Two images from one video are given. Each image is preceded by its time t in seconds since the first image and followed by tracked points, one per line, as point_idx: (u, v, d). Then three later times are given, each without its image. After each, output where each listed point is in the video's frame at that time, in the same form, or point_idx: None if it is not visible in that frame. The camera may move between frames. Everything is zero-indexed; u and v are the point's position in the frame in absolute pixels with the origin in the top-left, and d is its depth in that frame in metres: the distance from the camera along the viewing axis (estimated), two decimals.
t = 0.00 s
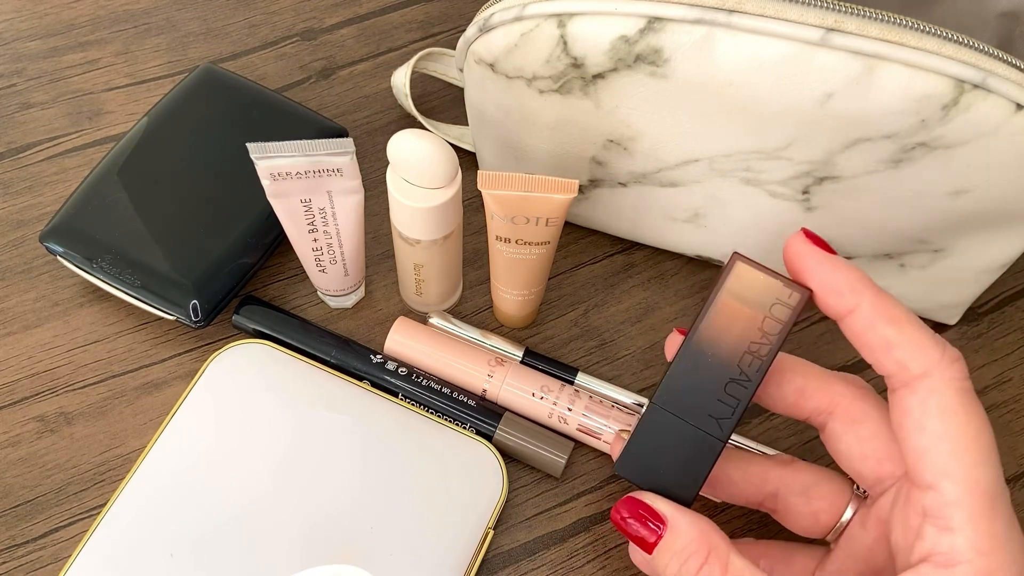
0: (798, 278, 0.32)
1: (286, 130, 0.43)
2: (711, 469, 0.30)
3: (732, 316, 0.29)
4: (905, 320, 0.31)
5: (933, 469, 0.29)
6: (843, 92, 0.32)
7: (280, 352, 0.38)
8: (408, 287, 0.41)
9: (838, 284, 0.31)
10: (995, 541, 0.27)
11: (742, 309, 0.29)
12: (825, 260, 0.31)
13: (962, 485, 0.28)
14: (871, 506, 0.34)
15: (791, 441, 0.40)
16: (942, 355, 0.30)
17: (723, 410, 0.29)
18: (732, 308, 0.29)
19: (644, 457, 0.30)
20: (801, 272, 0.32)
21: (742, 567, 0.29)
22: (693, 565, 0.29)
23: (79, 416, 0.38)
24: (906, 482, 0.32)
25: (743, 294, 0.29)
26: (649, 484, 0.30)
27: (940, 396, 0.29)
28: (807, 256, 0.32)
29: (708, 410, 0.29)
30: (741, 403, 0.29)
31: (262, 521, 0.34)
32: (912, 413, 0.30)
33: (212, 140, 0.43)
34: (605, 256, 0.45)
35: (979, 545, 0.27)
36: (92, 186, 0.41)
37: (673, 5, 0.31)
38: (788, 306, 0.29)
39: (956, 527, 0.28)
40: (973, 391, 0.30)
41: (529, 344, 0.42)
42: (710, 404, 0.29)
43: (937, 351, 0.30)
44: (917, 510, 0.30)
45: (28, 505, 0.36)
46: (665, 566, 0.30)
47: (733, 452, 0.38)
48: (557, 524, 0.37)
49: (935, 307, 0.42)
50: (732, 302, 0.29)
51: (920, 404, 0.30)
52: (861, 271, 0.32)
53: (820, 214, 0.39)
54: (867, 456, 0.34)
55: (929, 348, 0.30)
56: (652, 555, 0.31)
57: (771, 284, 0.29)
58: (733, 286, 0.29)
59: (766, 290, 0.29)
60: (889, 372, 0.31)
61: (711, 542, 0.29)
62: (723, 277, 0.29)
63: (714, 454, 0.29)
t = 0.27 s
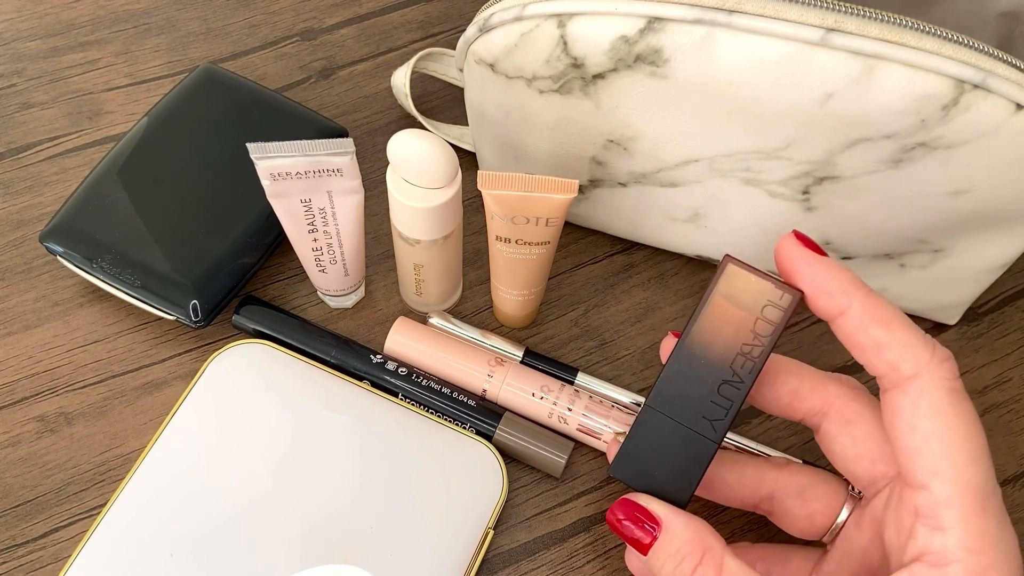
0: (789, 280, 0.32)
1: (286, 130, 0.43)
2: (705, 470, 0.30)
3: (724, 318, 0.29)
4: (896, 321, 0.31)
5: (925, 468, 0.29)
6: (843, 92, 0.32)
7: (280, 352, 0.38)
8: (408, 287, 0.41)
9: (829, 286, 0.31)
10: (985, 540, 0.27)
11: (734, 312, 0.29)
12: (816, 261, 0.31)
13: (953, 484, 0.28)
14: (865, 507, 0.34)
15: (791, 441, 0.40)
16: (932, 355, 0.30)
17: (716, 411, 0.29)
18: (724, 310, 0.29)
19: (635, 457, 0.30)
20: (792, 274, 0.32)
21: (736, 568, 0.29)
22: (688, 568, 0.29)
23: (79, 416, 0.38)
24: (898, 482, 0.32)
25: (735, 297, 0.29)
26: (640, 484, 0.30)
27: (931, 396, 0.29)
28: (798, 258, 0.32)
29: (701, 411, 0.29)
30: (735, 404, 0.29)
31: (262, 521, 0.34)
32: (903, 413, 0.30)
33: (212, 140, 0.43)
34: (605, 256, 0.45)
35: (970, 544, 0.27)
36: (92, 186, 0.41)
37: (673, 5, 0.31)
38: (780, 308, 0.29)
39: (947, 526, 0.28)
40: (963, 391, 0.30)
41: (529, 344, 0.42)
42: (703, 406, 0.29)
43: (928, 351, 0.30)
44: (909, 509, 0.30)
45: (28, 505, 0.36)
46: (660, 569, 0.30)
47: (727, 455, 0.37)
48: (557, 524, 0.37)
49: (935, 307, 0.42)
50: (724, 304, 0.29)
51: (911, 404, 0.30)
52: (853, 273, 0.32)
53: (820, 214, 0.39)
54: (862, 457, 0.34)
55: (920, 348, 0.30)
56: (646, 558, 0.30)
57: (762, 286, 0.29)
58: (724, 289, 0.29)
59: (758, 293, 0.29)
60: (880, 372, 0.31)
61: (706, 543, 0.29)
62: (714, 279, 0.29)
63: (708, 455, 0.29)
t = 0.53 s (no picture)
0: (815, 277, 0.32)
1: (286, 130, 0.43)
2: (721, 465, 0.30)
3: (746, 316, 0.28)
4: (923, 323, 0.31)
5: (948, 475, 0.29)
6: (843, 92, 0.32)
7: (281, 352, 0.38)
8: (408, 287, 0.41)
9: (857, 285, 0.31)
10: (1008, 550, 0.27)
11: (757, 308, 0.28)
12: (844, 260, 0.31)
13: (977, 492, 0.28)
14: (879, 508, 0.34)
15: (792, 441, 0.40)
16: (962, 360, 0.30)
17: (734, 409, 0.29)
18: (747, 307, 0.28)
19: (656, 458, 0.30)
20: (818, 271, 0.31)
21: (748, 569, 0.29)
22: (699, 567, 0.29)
23: (79, 416, 0.38)
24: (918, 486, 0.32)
25: (758, 292, 0.28)
26: (661, 483, 0.30)
27: (960, 403, 0.29)
28: (825, 256, 0.31)
29: (718, 410, 0.29)
30: (753, 402, 0.29)
31: (262, 521, 0.34)
32: (929, 418, 0.30)
33: (212, 140, 0.43)
34: (605, 256, 0.45)
35: (992, 553, 0.27)
36: (92, 186, 0.41)
37: (673, 5, 0.31)
38: (805, 306, 0.28)
39: (968, 534, 0.28)
40: (992, 399, 0.29)
41: (529, 344, 0.42)
42: (722, 403, 0.29)
43: (958, 356, 0.30)
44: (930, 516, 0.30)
45: (28, 505, 0.36)
46: (670, 567, 0.30)
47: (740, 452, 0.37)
48: (557, 524, 0.37)
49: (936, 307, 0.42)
50: (747, 300, 0.28)
51: (938, 410, 0.29)
52: (880, 271, 0.31)
53: (820, 214, 0.38)
54: (878, 457, 0.34)
55: (950, 353, 0.30)
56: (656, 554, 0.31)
57: (788, 282, 0.28)
58: (748, 285, 0.28)
59: (782, 289, 0.28)
60: (906, 375, 0.31)
61: (717, 543, 0.29)
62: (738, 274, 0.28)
63: (724, 452, 0.29)
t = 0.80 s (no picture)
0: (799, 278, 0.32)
1: (286, 130, 0.43)
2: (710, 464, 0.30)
3: (734, 316, 0.28)
4: (907, 319, 0.31)
5: (931, 468, 0.29)
6: (844, 92, 0.32)
7: (280, 352, 0.38)
8: (408, 287, 0.41)
9: (841, 285, 0.31)
10: (990, 542, 0.27)
11: (743, 310, 0.28)
12: (828, 260, 0.31)
13: (960, 485, 0.28)
14: (867, 506, 0.34)
15: (792, 441, 0.40)
16: (945, 353, 0.30)
17: (723, 408, 0.29)
18: (735, 307, 0.28)
19: (648, 457, 0.30)
20: (803, 273, 0.32)
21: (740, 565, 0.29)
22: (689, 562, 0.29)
23: (79, 416, 0.38)
24: (903, 480, 0.32)
25: (744, 294, 0.28)
26: (654, 482, 0.30)
27: (940, 395, 0.29)
28: (807, 257, 0.31)
29: (707, 409, 0.29)
30: (742, 400, 0.29)
31: (262, 520, 0.34)
32: (913, 411, 0.30)
33: (212, 140, 0.43)
34: (605, 256, 0.45)
35: (975, 545, 0.27)
36: (92, 186, 0.41)
37: (673, 5, 0.31)
38: (790, 307, 0.28)
39: (952, 526, 0.28)
40: (974, 389, 0.30)
41: (529, 344, 0.42)
42: (710, 402, 0.29)
43: (939, 349, 0.30)
44: (914, 509, 0.30)
45: (28, 505, 0.36)
46: (662, 562, 0.30)
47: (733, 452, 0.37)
48: (557, 524, 0.37)
49: (935, 307, 0.42)
50: (735, 300, 0.28)
51: (921, 403, 0.29)
52: (863, 269, 0.31)
53: (820, 214, 0.39)
54: (866, 454, 0.34)
55: (931, 346, 0.30)
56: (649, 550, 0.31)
57: (772, 283, 0.28)
58: (733, 286, 0.28)
59: (768, 290, 0.28)
60: (891, 370, 0.31)
61: (707, 540, 0.29)
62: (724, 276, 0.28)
63: (713, 451, 0.29)
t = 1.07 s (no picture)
0: (818, 276, 0.32)
1: (286, 130, 0.43)
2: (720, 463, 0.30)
3: (749, 312, 0.28)
4: (926, 320, 0.31)
5: (946, 471, 0.29)
6: (843, 92, 0.32)
7: (280, 352, 0.38)
8: (408, 287, 0.41)
9: (859, 284, 0.31)
10: (1004, 547, 0.27)
11: (759, 306, 0.28)
12: (847, 259, 0.31)
13: (975, 489, 0.28)
14: (874, 508, 0.34)
15: (792, 441, 0.40)
16: (963, 355, 0.30)
17: (735, 405, 0.29)
18: (751, 303, 0.28)
19: (662, 456, 0.30)
20: (821, 271, 0.32)
21: (747, 568, 0.29)
22: (696, 565, 0.29)
23: (79, 416, 0.38)
24: (915, 482, 0.32)
25: (760, 290, 0.28)
26: (665, 481, 0.30)
27: (958, 399, 0.29)
28: (827, 255, 0.31)
29: (719, 405, 0.29)
30: (754, 398, 0.29)
31: (262, 520, 0.34)
32: (930, 413, 0.30)
33: (212, 139, 0.43)
34: (605, 256, 0.45)
35: (988, 550, 0.27)
36: (92, 186, 0.41)
37: (673, 5, 0.31)
38: (808, 304, 0.28)
39: (965, 530, 0.28)
40: (993, 394, 0.30)
41: (529, 344, 0.42)
42: (723, 399, 0.29)
43: (958, 352, 0.30)
44: (926, 511, 0.30)
45: (28, 505, 0.36)
46: (667, 564, 0.30)
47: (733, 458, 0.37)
48: (557, 524, 0.37)
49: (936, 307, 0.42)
50: (751, 297, 0.28)
51: (938, 405, 0.29)
52: (882, 269, 0.31)
53: (820, 214, 0.39)
54: (875, 453, 0.34)
55: (950, 349, 0.30)
56: (653, 552, 0.31)
57: (790, 279, 0.28)
58: (750, 281, 0.28)
59: (786, 285, 0.28)
60: (908, 371, 0.31)
61: (714, 542, 0.29)
62: (742, 271, 0.28)
63: (724, 448, 0.29)
